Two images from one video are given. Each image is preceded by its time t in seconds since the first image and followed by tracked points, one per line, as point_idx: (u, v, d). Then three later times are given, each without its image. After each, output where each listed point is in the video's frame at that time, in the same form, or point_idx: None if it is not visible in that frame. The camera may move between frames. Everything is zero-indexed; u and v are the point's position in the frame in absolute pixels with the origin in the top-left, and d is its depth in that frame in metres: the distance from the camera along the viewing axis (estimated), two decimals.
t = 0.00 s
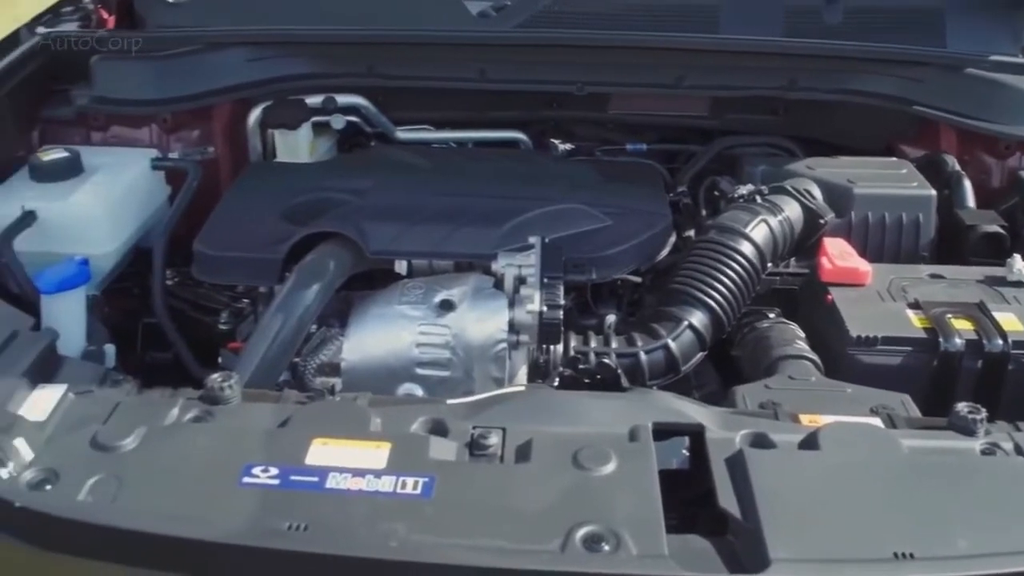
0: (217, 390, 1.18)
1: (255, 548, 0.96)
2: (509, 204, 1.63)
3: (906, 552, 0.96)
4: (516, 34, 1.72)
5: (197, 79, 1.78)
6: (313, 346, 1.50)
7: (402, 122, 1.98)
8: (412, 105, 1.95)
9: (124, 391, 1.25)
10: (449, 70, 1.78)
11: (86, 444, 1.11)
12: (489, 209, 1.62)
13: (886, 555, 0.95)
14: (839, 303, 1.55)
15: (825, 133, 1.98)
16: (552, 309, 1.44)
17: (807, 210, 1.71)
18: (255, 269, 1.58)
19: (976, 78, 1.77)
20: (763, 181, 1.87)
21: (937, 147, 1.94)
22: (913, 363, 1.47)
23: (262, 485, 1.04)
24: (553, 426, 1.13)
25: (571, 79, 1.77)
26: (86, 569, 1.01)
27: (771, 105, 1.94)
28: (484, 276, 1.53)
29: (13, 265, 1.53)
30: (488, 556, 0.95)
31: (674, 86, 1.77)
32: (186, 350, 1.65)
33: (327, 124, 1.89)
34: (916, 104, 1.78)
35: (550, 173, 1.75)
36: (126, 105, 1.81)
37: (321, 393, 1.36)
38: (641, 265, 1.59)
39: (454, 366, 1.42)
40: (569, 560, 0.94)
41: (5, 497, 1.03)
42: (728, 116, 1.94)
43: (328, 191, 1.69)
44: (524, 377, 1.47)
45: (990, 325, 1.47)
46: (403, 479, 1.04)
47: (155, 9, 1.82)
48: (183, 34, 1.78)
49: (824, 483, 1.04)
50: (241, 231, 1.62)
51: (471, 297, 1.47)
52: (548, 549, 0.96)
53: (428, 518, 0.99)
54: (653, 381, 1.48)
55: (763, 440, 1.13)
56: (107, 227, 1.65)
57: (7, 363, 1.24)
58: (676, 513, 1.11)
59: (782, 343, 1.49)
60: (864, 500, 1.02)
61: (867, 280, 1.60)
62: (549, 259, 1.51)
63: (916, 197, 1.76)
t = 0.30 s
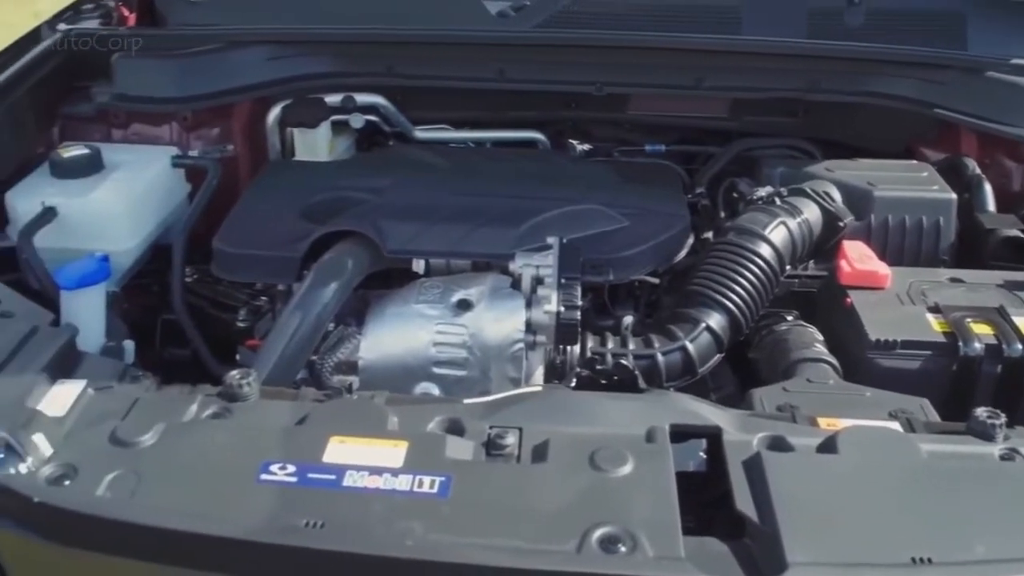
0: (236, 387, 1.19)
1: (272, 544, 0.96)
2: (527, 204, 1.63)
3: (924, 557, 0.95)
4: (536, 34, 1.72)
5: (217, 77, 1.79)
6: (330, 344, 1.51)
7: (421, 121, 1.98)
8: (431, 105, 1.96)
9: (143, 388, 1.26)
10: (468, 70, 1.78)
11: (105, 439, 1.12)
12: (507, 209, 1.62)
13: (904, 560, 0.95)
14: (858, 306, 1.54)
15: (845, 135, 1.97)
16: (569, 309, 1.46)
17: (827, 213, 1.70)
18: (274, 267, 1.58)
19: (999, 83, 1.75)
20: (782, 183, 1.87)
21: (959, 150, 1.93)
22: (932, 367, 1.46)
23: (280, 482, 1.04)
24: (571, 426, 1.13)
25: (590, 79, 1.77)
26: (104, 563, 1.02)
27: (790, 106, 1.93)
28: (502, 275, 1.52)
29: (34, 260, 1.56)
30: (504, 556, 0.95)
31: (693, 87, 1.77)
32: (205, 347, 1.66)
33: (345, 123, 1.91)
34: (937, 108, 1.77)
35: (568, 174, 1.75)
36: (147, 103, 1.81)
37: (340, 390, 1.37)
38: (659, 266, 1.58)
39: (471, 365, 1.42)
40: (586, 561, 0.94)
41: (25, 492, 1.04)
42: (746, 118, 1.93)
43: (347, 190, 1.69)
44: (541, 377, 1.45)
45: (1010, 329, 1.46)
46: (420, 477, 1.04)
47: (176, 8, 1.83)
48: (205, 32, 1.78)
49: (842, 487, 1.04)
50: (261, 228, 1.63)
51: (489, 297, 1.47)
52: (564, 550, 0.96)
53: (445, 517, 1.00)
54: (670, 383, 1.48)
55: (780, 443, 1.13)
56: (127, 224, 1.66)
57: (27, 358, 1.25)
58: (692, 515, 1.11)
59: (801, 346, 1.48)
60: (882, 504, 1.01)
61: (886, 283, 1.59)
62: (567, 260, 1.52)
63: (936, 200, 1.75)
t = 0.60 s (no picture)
0: (257, 384, 1.20)
1: (291, 542, 0.97)
2: (547, 204, 1.63)
3: (944, 563, 0.95)
4: (557, 35, 1.71)
5: (238, 74, 1.79)
6: (350, 342, 1.51)
7: (442, 120, 1.99)
8: (452, 104, 1.96)
9: (165, 383, 1.27)
10: (489, 70, 1.78)
11: (127, 434, 1.12)
12: (527, 209, 1.62)
13: (924, 566, 0.94)
14: (880, 310, 1.53)
15: (867, 139, 1.96)
16: (590, 310, 1.44)
17: (849, 216, 1.69)
18: (295, 265, 1.59)
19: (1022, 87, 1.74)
20: (803, 186, 1.86)
21: (982, 154, 1.91)
22: (954, 372, 1.45)
23: (300, 479, 1.05)
24: (590, 427, 1.13)
25: (611, 80, 1.77)
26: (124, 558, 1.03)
27: (813, 108, 1.92)
28: (522, 275, 1.53)
29: (57, 256, 1.57)
30: (523, 557, 0.95)
31: (716, 88, 1.76)
32: (225, 344, 1.66)
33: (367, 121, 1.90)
34: (961, 112, 1.75)
35: (589, 174, 1.75)
36: (170, 100, 1.82)
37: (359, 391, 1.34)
38: (679, 268, 1.58)
39: (490, 364, 1.42)
40: (605, 563, 0.94)
41: (46, 486, 1.05)
42: (769, 120, 1.93)
43: (368, 189, 1.70)
44: (560, 378, 1.47)
45: None
46: (439, 476, 1.04)
47: (200, 7, 1.84)
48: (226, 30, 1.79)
49: (862, 492, 1.03)
50: (282, 226, 1.64)
51: (509, 296, 1.47)
52: (583, 551, 0.96)
53: (465, 517, 1.00)
54: (689, 385, 1.48)
55: (800, 447, 1.12)
56: (150, 220, 1.67)
57: (50, 353, 1.26)
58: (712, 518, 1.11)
59: (822, 349, 1.47)
60: (902, 509, 1.01)
61: (909, 287, 1.58)
62: (588, 261, 1.51)
63: (959, 204, 1.74)
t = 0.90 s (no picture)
0: (275, 381, 1.20)
1: (308, 539, 0.97)
2: (565, 204, 1.63)
3: (961, 569, 0.94)
4: (576, 35, 1.72)
5: (258, 73, 1.80)
6: (367, 341, 1.51)
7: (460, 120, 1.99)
8: (470, 104, 1.96)
9: (184, 379, 1.28)
10: (508, 70, 1.78)
11: (146, 430, 1.13)
12: (545, 209, 1.62)
13: (941, 571, 0.94)
14: (900, 314, 1.52)
15: (887, 142, 1.94)
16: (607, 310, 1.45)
17: (869, 219, 1.69)
18: (312, 263, 1.59)
19: None
20: (823, 189, 1.85)
21: (1003, 159, 1.89)
22: (972, 377, 1.44)
23: (316, 477, 1.05)
24: (607, 428, 1.13)
25: (630, 81, 1.76)
26: (139, 554, 1.03)
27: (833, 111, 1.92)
28: (539, 275, 1.53)
29: (77, 252, 1.58)
30: (538, 557, 0.95)
31: (735, 90, 1.76)
32: (243, 341, 1.67)
33: (385, 121, 1.92)
34: (981, 115, 1.75)
35: (607, 175, 1.75)
36: (191, 98, 1.83)
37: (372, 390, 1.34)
38: (697, 269, 1.57)
39: (506, 364, 1.42)
40: (621, 564, 0.94)
41: (65, 481, 1.05)
42: (789, 122, 1.93)
43: (385, 188, 1.70)
44: (576, 379, 1.45)
45: None
46: (456, 475, 1.04)
47: (220, 4, 1.84)
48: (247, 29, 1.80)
49: (880, 496, 1.02)
50: (301, 224, 1.64)
51: (526, 297, 1.47)
52: (598, 552, 0.95)
53: (481, 516, 1.00)
54: (706, 388, 1.48)
55: (818, 450, 1.12)
56: (169, 218, 1.68)
57: (69, 348, 1.26)
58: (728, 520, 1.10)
59: (840, 353, 1.47)
60: (919, 513, 1.00)
61: (929, 291, 1.57)
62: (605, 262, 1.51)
63: (980, 208, 1.73)
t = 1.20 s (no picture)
0: (295, 378, 1.21)
1: (326, 536, 0.97)
2: (585, 205, 1.63)
3: None
4: (597, 36, 1.71)
5: (280, 71, 1.80)
6: (386, 339, 1.52)
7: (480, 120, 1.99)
8: (490, 104, 1.97)
9: (204, 376, 1.28)
10: (529, 70, 1.78)
11: (166, 426, 1.13)
12: (564, 210, 1.62)
13: None
14: (921, 318, 1.52)
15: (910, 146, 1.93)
16: (626, 312, 1.45)
17: (890, 223, 1.68)
18: (332, 261, 1.60)
19: None
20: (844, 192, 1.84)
21: None
22: (993, 383, 1.43)
23: (335, 474, 1.05)
24: (625, 430, 1.13)
25: (650, 82, 1.76)
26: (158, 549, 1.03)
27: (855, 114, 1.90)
28: (558, 276, 1.53)
29: (98, 248, 1.59)
30: (556, 557, 0.95)
31: (756, 91, 1.75)
32: (263, 339, 1.67)
33: (406, 121, 1.93)
34: (1003, 119, 1.74)
35: (627, 176, 1.74)
36: (214, 96, 1.83)
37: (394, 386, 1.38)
38: (717, 271, 1.57)
39: (525, 364, 1.42)
40: (639, 566, 0.94)
41: (85, 475, 1.06)
42: (810, 125, 1.92)
43: (405, 187, 1.71)
44: (594, 379, 1.46)
45: None
46: (474, 475, 1.04)
47: (242, 3, 1.85)
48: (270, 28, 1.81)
49: (900, 501, 1.02)
50: (321, 223, 1.65)
51: (545, 297, 1.47)
52: (616, 554, 0.95)
53: (499, 516, 1.00)
54: (725, 390, 1.47)
55: (838, 455, 1.11)
56: (190, 215, 1.69)
57: (91, 344, 1.27)
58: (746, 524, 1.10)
59: (860, 357, 1.46)
60: (940, 519, 0.99)
61: (951, 295, 1.56)
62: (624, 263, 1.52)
63: (1003, 213, 1.71)
